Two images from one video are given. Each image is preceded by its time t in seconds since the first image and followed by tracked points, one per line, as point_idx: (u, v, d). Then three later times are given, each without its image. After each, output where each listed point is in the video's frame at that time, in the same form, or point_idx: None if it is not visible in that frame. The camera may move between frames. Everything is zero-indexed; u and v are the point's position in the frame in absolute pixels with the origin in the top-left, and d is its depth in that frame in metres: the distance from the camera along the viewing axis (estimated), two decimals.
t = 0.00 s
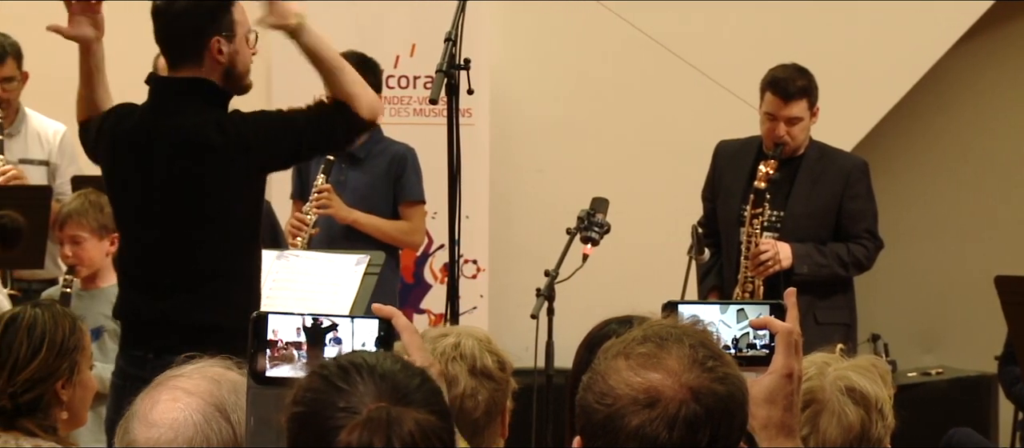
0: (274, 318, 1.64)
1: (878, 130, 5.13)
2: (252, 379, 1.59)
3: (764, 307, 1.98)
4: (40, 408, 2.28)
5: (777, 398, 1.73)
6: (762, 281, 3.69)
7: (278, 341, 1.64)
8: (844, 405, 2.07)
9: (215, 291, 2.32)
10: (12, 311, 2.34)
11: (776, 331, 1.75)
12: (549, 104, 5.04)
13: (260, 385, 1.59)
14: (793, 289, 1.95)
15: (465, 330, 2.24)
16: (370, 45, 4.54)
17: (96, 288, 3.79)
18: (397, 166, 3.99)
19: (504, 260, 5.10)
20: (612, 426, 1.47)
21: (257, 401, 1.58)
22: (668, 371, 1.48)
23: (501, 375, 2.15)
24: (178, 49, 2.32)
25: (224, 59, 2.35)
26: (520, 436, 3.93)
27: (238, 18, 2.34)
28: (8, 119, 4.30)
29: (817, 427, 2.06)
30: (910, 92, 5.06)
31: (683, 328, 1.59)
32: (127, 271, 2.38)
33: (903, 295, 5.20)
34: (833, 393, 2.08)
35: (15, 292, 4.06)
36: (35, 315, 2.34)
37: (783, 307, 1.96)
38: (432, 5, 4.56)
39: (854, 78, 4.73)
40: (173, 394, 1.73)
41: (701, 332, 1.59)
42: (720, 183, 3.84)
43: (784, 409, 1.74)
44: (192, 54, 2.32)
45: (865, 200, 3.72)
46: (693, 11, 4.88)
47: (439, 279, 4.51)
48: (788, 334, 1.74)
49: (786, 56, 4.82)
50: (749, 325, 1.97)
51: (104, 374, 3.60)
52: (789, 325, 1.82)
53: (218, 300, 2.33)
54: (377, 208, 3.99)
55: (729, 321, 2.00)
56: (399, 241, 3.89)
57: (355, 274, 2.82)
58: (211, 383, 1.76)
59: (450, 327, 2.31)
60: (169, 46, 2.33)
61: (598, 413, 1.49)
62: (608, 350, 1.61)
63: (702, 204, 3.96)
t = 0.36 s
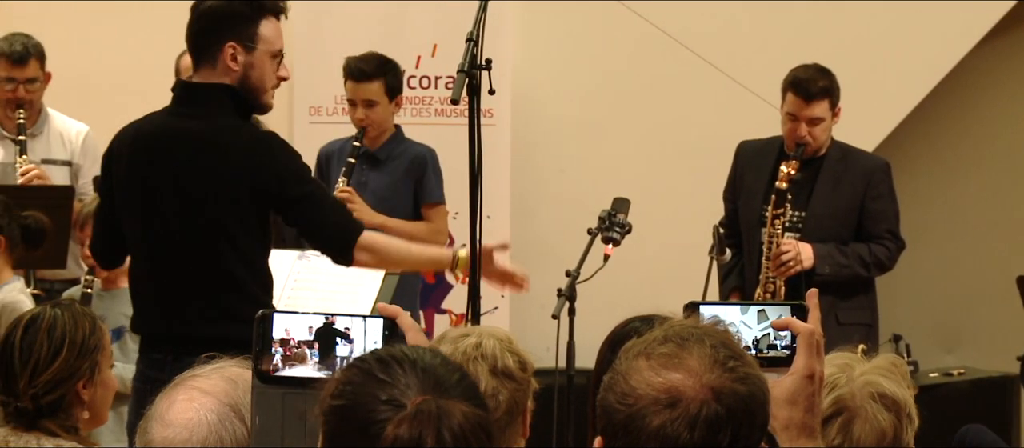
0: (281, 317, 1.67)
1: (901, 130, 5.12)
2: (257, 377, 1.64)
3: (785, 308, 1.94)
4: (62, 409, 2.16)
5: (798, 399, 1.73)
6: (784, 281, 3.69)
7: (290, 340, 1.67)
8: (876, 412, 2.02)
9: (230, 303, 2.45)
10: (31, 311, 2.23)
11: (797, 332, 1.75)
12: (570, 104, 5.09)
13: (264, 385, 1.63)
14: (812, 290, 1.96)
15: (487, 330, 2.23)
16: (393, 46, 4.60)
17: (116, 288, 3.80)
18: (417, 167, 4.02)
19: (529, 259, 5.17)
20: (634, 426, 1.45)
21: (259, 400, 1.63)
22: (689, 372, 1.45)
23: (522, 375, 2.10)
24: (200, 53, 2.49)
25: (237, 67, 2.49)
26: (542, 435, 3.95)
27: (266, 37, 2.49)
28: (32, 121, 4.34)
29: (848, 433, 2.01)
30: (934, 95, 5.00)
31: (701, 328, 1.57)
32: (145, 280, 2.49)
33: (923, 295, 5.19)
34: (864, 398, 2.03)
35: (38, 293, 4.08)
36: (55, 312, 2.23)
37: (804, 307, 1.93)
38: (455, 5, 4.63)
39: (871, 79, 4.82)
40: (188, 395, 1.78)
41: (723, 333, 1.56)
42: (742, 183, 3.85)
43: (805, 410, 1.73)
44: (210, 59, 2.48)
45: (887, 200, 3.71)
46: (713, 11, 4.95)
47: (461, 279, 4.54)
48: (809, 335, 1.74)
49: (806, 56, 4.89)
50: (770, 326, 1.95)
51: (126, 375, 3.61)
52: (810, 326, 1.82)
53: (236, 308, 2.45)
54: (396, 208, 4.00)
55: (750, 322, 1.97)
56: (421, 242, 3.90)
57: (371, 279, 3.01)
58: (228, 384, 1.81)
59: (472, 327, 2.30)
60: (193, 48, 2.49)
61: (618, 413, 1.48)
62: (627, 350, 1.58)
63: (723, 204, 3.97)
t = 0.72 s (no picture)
0: (281, 316, 1.72)
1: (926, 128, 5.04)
2: (257, 378, 1.69)
3: (809, 308, 1.95)
4: (87, 410, 2.18)
5: (821, 400, 1.73)
6: (807, 282, 3.69)
7: (305, 338, 1.72)
8: (902, 413, 2.04)
9: (248, 302, 2.44)
10: (53, 311, 2.24)
11: (821, 334, 1.75)
12: (591, 104, 5.13)
13: (264, 384, 1.69)
14: (839, 291, 1.95)
15: (509, 331, 2.26)
16: (415, 46, 4.63)
17: (139, 289, 3.80)
18: (440, 166, 4.03)
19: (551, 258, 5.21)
20: (658, 427, 1.46)
21: (260, 399, 1.69)
22: (710, 373, 1.46)
23: (545, 375, 2.12)
24: (225, 52, 2.47)
25: (263, 69, 2.48)
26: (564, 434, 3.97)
27: (292, 41, 2.50)
28: (56, 120, 4.35)
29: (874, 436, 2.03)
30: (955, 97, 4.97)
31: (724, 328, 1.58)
32: (163, 279, 2.48)
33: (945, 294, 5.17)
34: (889, 401, 2.05)
35: (62, 292, 4.10)
36: (76, 311, 2.24)
37: (826, 309, 1.94)
38: (478, 7, 4.66)
39: (893, 77, 4.83)
40: (212, 394, 1.81)
41: (744, 333, 1.57)
42: (764, 183, 3.85)
43: (828, 411, 1.73)
44: (235, 58, 2.47)
45: (909, 200, 3.71)
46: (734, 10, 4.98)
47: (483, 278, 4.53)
48: (832, 336, 1.74)
49: (827, 55, 4.91)
50: (793, 327, 1.95)
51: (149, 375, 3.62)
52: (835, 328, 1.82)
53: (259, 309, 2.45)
54: (417, 209, 4.01)
55: (773, 323, 1.98)
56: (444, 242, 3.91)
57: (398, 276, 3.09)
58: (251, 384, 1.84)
59: (495, 327, 2.33)
60: (219, 46, 2.48)
61: (640, 414, 1.48)
62: (649, 351, 1.58)
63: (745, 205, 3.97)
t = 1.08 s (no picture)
0: (289, 312, 1.71)
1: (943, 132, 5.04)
2: (264, 375, 1.66)
3: (832, 309, 1.99)
4: (120, 410, 2.17)
5: (842, 399, 1.73)
6: (829, 282, 3.68)
7: (322, 333, 1.70)
8: (927, 414, 2.04)
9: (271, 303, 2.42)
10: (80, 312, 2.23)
11: (843, 334, 1.75)
12: (615, 104, 5.19)
13: (272, 381, 1.65)
14: (861, 294, 1.98)
15: (531, 330, 2.15)
16: (438, 47, 4.67)
17: (162, 289, 3.82)
18: (462, 167, 4.04)
19: (573, 259, 5.26)
20: (678, 428, 1.46)
21: (268, 397, 1.64)
22: (733, 373, 1.46)
23: (568, 375, 2.03)
24: (255, 54, 2.45)
25: (294, 76, 2.51)
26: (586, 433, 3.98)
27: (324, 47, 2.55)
28: (79, 120, 4.38)
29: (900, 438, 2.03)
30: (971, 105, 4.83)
31: (746, 330, 1.57)
32: (185, 279, 2.46)
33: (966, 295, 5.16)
34: (915, 403, 2.05)
35: (84, 290, 4.12)
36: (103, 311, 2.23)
37: (848, 310, 1.98)
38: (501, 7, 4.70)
39: (913, 76, 4.86)
40: (234, 394, 1.83)
41: (767, 336, 1.57)
42: (787, 184, 3.85)
43: (850, 411, 1.73)
44: (269, 60, 2.46)
45: (933, 200, 3.71)
46: (754, 10, 5.05)
47: (505, 280, 4.55)
48: (855, 336, 1.74)
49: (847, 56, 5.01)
50: (814, 328, 2.01)
51: (171, 375, 3.62)
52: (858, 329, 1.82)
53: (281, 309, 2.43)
54: (440, 211, 4.01)
55: (794, 323, 2.02)
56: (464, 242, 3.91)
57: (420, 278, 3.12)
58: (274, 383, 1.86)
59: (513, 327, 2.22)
60: (243, 48, 2.46)
61: (662, 414, 1.49)
62: (672, 353, 1.59)
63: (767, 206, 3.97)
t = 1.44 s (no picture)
0: (304, 309, 1.68)
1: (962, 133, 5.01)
2: (277, 370, 1.65)
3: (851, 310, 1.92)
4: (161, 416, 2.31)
5: (862, 402, 1.72)
6: (849, 284, 3.67)
7: (339, 333, 1.68)
8: (948, 414, 1.99)
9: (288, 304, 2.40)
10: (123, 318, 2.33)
11: (862, 336, 1.74)
12: (632, 104, 5.20)
13: (286, 377, 1.65)
14: (879, 294, 1.91)
15: (550, 330, 2.09)
16: (457, 47, 4.68)
17: (181, 289, 3.80)
18: (480, 167, 4.03)
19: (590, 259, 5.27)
20: (696, 429, 1.43)
21: (281, 393, 1.65)
22: (751, 373, 1.44)
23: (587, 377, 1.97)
24: (272, 57, 2.44)
25: (314, 77, 2.49)
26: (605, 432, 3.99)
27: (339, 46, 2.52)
28: (96, 120, 4.38)
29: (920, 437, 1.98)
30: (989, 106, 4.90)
31: (764, 330, 1.56)
32: (204, 280, 2.45)
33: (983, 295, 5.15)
34: (934, 402, 2.00)
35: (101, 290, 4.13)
36: (139, 317, 2.35)
37: (867, 312, 1.90)
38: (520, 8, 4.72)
39: (930, 76, 4.86)
40: (253, 394, 1.79)
41: (786, 336, 1.55)
42: (807, 184, 3.84)
43: (869, 413, 1.72)
44: (289, 61, 2.45)
45: (952, 202, 3.70)
46: (772, 10, 5.06)
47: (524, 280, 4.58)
48: (874, 338, 1.73)
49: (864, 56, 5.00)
50: (832, 329, 1.93)
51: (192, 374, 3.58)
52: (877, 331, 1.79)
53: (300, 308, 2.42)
54: (458, 212, 4.01)
55: (811, 324, 1.95)
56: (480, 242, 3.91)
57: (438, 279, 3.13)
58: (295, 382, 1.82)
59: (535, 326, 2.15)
60: (261, 51, 2.45)
61: (680, 415, 1.45)
62: (690, 352, 1.58)
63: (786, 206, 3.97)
